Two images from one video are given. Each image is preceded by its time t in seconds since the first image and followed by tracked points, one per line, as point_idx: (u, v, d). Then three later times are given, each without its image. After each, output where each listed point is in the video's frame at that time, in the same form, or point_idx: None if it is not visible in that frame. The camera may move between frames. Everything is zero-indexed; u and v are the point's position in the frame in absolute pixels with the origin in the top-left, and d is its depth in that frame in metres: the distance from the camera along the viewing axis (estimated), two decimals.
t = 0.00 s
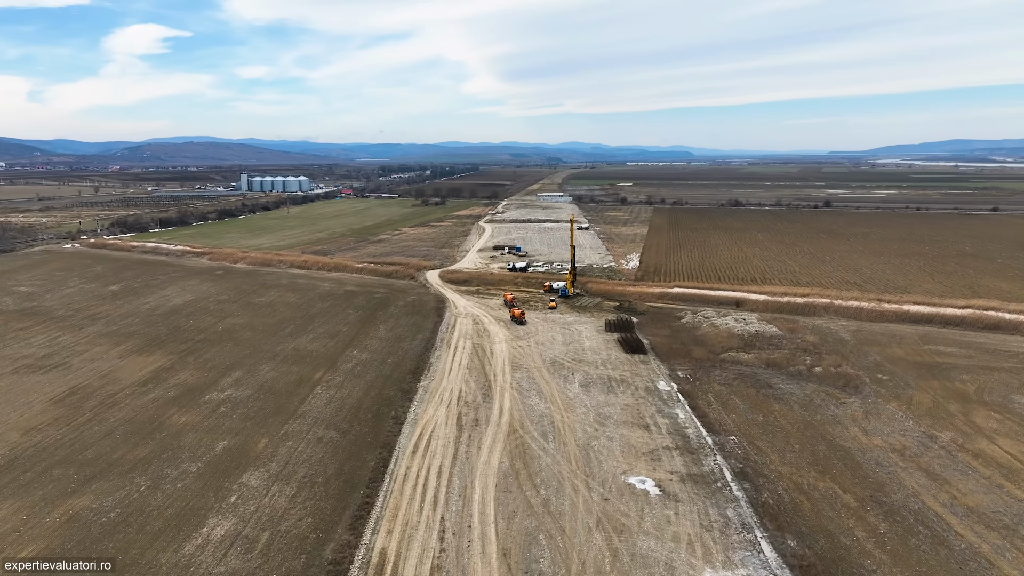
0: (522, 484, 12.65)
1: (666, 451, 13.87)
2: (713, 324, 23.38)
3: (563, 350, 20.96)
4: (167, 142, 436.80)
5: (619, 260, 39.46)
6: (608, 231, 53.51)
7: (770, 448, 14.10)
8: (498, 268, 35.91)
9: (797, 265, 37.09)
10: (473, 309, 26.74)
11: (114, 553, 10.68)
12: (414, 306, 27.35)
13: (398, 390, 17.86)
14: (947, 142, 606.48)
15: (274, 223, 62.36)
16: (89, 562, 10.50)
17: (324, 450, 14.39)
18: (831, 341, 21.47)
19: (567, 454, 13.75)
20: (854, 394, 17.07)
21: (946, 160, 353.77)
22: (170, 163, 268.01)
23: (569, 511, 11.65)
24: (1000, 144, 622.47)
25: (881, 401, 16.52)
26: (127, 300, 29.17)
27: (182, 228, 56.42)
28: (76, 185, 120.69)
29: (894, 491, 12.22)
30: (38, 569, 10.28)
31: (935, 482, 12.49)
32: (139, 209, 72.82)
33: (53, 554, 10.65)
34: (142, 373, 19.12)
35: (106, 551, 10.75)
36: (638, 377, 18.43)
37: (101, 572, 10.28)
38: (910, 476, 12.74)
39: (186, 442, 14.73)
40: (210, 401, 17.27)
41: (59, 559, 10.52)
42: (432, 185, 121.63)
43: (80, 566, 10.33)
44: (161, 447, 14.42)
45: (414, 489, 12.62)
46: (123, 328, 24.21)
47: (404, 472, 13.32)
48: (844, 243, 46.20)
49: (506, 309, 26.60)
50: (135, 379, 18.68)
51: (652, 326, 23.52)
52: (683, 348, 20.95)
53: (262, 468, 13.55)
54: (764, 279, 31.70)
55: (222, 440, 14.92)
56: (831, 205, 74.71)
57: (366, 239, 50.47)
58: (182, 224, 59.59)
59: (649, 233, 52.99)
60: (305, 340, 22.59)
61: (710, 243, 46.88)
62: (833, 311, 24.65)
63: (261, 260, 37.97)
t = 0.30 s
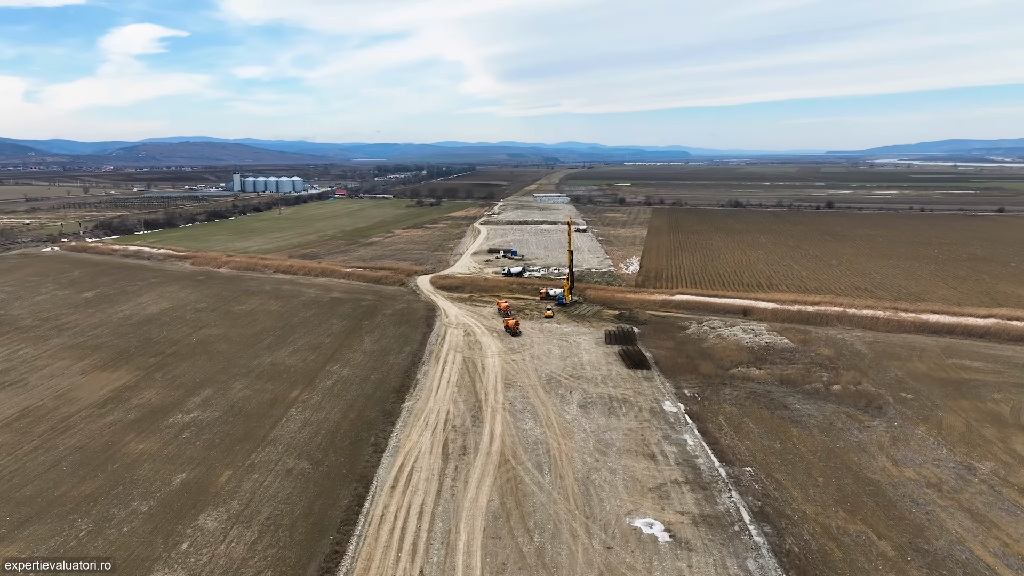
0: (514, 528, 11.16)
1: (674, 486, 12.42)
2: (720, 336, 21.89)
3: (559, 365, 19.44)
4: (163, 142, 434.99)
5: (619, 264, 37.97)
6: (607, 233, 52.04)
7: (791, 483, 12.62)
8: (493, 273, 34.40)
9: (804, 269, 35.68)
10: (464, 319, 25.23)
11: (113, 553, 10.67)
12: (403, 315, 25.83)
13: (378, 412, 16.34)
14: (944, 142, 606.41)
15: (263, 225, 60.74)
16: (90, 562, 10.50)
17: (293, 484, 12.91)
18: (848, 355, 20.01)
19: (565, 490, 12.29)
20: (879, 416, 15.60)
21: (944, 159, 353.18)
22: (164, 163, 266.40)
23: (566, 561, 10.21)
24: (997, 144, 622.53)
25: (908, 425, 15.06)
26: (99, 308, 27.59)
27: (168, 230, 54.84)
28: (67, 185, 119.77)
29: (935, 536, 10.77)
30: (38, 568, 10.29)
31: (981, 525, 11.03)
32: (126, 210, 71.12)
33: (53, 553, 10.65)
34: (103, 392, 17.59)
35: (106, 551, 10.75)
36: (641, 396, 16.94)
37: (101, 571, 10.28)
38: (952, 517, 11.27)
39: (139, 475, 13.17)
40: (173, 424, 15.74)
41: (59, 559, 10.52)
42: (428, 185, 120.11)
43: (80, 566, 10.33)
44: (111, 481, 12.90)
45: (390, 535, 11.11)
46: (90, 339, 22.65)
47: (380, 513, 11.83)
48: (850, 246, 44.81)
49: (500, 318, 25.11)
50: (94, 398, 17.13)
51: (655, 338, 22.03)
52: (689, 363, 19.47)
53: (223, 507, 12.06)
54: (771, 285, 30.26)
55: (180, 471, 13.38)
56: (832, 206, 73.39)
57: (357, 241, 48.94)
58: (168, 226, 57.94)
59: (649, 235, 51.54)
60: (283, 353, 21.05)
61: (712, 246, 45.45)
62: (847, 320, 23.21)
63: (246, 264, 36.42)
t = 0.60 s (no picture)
0: None
1: (685, 526, 11.06)
2: (728, 348, 20.56)
3: (556, 380, 18.08)
4: (158, 142, 437.04)
5: (618, 268, 36.65)
6: (605, 235, 50.76)
7: (816, 523, 11.24)
8: (487, 278, 33.04)
9: (810, 274, 34.42)
10: (456, 328, 23.84)
11: (114, 553, 10.65)
12: (391, 324, 24.46)
13: (358, 436, 14.93)
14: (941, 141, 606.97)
15: (253, 227, 59.30)
16: (89, 562, 10.47)
17: (258, 523, 11.53)
18: (865, 369, 18.68)
19: (562, 531, 10.94)
20: (905, 441, 14.27)
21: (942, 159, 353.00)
22: (159, 163, 265.32)
23: None
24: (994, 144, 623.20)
25: (939, 451, 13.73)
26: (71, 316, 26.13)
27: (154, 232, 53.39)
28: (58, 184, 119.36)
29: None
30: (38, 568, 10.28)
31: None
32: (115, 212, 69.59)
33: (52, 553, 10.65)
34: (60, 413, 16.13)
35: (106, 551, 10.72)
36: (645, 418, 15.58)
37: (100, 571, 10.26)
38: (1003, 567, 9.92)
39: (85, 514, 11.72)
40: (132, 451, 14.30)
41: (59, 559, 10.50)
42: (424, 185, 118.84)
43: (79, 566, 10.31)
44: (52, 522, 11.45)
45: None
46: (55, 352, 21.20)
47: (353, 562, 10.43)
48: (855, 249, 43.64)
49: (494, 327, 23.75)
50: (49, 420, 15.67)
51: (658, 350, 20.68)
52: (696, 379, 18.12)
53: (178, 552, 10.69)
54: (778, 292, 28.97)
55: (132, 508, 11.97)
56: (834, 206, 72.30)
57: (348, 244, 47.54)
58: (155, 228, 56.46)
59: (649, 237, 50.24)
60: (261, 368, 19.63)
61: (714, 249, 44.19)
62: (862, 330, 21.90)
63: (230, 269, 34.98)
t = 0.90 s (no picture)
0: None
1: None
2: (737, 363, 19.14)
3: (553, 400, 16.62)
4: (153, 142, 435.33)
5: (617, 272, 35.25)
6: (603, 238, 49.39)
7: None
8: (481, 284, 31.59)
9: (818, 279, 33.04)
10: (447, 339, 22.39)
11: (114, 553, 10.64)
12: (377, 335, 22.99)
13: (333, 467, 13.48)
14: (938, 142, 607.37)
15: (242, 229, 57.69)
16: (89, 562, 10.46)
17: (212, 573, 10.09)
18: (887, 387, 17.26)
19: None
20: (941, 471, 12.84)
21: (938, 159, 352.91)
22: (153, 164, 263.65)
23: None
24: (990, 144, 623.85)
25: (979, 484, 12.31)
26: (38, 326, 24.59)
27: (138, 235, 51.83)
28: (49, 185, 118.16)
29: None
30: (38, 569, 10.27)
31: None
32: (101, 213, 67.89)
33: (53, 553, 10.64)
34: (7, 439, 14.65)
35: (105, 551, 10.71)
36: (650, 444, 14.14)
37: (101, 571, 10.25)
38: None
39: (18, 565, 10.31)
40: (81, 483, 12.87)
41: (59, 559, 10.51)
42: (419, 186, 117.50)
43: (78, 566, 10.29)
44: None
45: None
46: (13, 367, 19.67)
47: None
48: (862, 252, 42.33)
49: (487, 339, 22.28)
50: None
51: (661, 365, 19.28)
52: (705, 398, 16.68)
53: None
54: (786, 300, 27.60)
55: (71, 557, 10.55)
56: (835, 207, 71.04)
57: (338, 247, 46.07)
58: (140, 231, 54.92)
59: (648, 240, 48.90)
60: (234, 386, 18.17)
61: (716, 252, 42.82)
62: (879, 343, 20.50)
63: (213, 275, 33.47)
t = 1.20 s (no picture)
0: None
1: None
2: (748, 378, 17.80)
3: (550, 422, 15.27)
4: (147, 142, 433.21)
5: (616, 276, 33.91)
6: (601, 240, 48.08)
7: None
8: (474, 289, 30.23)
9: (825, 284, 31.77)
10: (437, 351, 21.03)
11: (114, 554, 10.61)
12: (363, 347, 21.58)
13: (306, 501, 12.14)
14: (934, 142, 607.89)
15: (231, 231, 56.18)
16: (89, 562, 10.44)
17: None
18: (912, 406, 15.95)
19: None
20: (982, 506, 11.54)
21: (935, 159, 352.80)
22: (147, 163, 261.75)
23: None
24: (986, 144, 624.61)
25: None
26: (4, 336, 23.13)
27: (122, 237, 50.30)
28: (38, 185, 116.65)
29: None
30: (39, 568, 10.23)
31: None
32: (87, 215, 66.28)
33: (53, 553, 10.62)
34: None
35: (104, 552, 10.68)
36: (657, 474, 12.82)
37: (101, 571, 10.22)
38: None
39: None
40: (22, 521, 11.48)
41: (59, 559, 10.47)
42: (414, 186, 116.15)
43: (79, 566, 10.27)
44: None
45: None
46: None
47: None
48: (868, 254, 41.11)
49: (480, 350, 20.93)
50: None
51: (666, 380, 17.95)
52: (715, 419, 15.37)
53: None
54: (794, 307, 26.32)
55: None
56: (836, 208, 69.87)
57: (328, 249, 44.68)
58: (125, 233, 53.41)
59: (647, 242, 47.62)
60: (204, 405, 16.74)
61: (717, 255, 41.57)
62: (898, 355, 19.21)
63: (194, 280, 32.01)
